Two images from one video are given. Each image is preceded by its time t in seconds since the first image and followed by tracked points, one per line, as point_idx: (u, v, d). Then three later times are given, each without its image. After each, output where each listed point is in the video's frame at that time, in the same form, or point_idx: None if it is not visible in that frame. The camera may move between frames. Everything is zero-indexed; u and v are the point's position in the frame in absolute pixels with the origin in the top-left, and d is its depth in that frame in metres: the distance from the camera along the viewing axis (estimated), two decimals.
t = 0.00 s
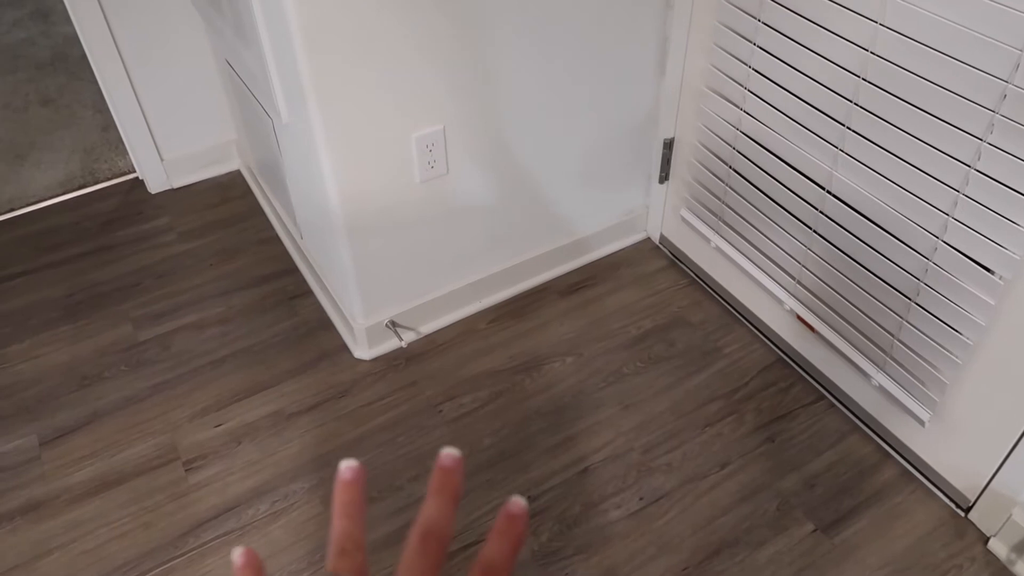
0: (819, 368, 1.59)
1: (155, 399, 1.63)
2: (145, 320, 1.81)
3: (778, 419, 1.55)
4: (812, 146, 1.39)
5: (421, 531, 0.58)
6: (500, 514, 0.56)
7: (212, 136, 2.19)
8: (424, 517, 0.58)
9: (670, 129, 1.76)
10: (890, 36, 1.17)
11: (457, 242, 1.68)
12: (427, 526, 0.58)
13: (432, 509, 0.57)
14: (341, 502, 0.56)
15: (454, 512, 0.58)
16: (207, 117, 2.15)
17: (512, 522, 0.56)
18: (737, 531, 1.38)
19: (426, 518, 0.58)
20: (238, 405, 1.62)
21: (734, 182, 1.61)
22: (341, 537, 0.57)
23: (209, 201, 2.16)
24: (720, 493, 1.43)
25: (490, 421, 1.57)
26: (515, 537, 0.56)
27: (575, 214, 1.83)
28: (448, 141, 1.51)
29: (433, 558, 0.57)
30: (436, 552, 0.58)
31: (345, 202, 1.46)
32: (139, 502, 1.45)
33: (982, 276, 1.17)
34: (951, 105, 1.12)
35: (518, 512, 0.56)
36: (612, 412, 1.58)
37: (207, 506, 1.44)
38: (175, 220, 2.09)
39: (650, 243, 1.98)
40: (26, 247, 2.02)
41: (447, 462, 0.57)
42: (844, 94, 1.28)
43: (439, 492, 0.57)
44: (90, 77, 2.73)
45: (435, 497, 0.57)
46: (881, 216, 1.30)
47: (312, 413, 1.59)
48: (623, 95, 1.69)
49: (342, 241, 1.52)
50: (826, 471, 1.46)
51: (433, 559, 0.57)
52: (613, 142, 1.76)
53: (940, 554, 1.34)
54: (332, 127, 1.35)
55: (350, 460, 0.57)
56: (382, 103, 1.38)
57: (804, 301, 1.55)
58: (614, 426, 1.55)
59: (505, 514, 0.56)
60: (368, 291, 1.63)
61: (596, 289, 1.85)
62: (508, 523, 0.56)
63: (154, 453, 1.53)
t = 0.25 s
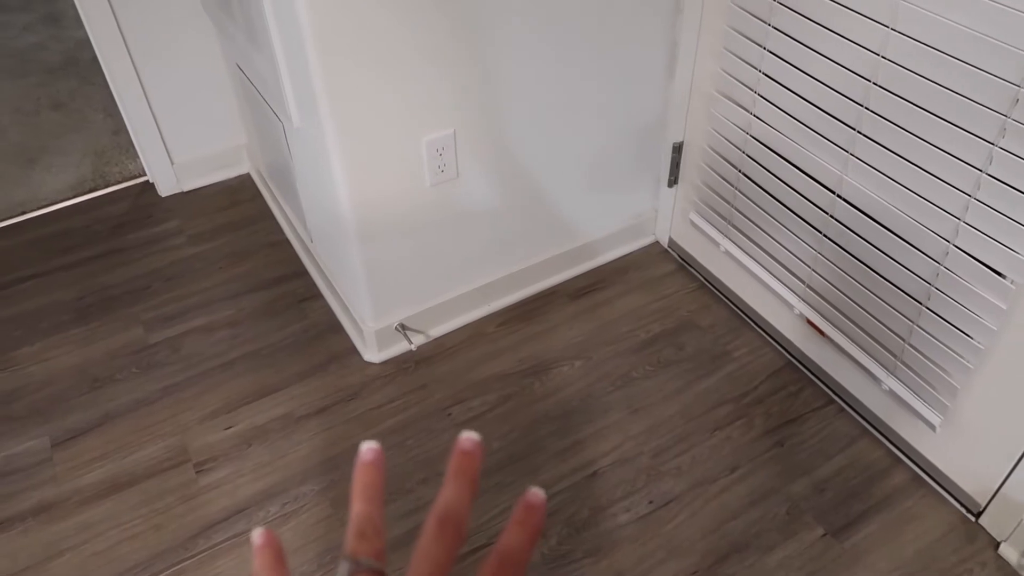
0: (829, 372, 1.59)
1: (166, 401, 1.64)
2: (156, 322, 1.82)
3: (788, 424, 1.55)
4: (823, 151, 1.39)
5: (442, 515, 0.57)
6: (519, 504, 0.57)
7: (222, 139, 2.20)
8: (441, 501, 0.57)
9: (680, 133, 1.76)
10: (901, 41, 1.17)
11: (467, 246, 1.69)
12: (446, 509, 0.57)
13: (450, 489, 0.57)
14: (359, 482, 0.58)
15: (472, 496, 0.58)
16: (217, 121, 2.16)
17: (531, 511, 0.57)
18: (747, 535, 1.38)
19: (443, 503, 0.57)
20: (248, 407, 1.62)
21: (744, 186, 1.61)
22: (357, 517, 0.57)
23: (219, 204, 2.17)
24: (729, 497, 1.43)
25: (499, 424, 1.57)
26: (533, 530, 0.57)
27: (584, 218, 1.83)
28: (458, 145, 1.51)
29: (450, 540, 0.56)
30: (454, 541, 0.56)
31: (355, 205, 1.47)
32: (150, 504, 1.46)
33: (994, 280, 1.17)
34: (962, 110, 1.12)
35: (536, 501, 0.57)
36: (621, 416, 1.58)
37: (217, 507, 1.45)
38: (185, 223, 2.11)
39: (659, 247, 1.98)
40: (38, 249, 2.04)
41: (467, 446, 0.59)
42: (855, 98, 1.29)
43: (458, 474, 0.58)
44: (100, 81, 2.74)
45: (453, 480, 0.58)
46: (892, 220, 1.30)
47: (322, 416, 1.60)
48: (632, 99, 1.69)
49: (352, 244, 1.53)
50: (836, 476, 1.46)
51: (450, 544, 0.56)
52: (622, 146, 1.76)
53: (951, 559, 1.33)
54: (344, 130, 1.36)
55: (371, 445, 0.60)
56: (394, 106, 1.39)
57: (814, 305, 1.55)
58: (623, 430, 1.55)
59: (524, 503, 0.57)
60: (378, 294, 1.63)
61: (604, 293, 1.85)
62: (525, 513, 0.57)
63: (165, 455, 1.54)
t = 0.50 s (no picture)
0: (838, 375, 1.59)
1: (176, 403, 1.65)
2: (166, 324, 1.83)
3: (797, 427, 1.54)
4: (832, 154, 1.38)
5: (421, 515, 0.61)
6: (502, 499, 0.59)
7: (232, 143, 2.22)
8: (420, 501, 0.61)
9: (688, 136, 1.76)
10: (910, 44, 1.17)
11: (475, 249, 1.69)
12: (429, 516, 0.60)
13: (431, 493, 0.60)
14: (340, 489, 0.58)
15: (453, 493, 0.61)
16: (227, 124, 2.17)
17: (513, 509, 0.59)
18: (756, 538, 1.37)
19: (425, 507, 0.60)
20: (257, 409, 1.63)
21: (752, 189, 1.61)
22: (339, 529, 0.57)
23: (229, 207, 2.18)
24: (739, 501, 1.43)
25: (507, 427, 1.57)
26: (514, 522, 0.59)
27: (592, 221, 1.83)
28: (467, 148, 1.52)
29: (433, 539, 0.60)
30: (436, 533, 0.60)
31: (365, 208, 1.47)
32: (160, 505, 1.46)
33: (1004, 283, 1.16)
34: (973, 113, 1.12)
35: (518, 498, 0.59)
36: (630, 419, 1.58)
37: (227, 509, 1.45)
38: (196, 226, 2.12)
39: (667, 250, 1.98)
40: (49, 252, 2.05)
41: (445, 447, 0.61)
42: (864, 101, 1.28)
43: (442, 481, 0.60)
44: (112, 85, 2.76)
45: (433, 479, 0.61)
46: (901, 223, 1.30)
47: (331, 418, 1.60)
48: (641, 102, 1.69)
49: (361, 247, 1.54)
50: (846, 480, 1.45)
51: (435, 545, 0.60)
52: (631, 149, 1.76)
53: (962, 563, 1.33)
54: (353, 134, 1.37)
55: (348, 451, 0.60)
56: (403, 110, 1.39)
57: (823, 308, 1.55)
58: (631, 433, 1.55)
59: (506, 499, 0.59)
60: (387, 296, 1.64)
61: (613, 296, 1.85)
62: (507, 508, 0.59)
63: (175, 457, 1.54)
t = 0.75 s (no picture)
0: (843, 375, 1.58)
1: (181, 410, 1.65)
2: (170, 332, 1.83)
3: (803, 428, 1.54)
4: (835, 152, 1.38)
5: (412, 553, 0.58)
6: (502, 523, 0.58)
7: (234, 149, 2.22)
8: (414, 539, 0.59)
9: (690, 136, 1.76)
10: (912, 42, 1.17)
11: (478, 252, 1.69)
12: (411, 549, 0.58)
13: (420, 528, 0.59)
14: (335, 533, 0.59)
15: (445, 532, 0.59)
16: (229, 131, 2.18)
17: (513, 531, 0.57)
18: (762, 539, 1.37)
19: (413, 541, 0.59)
20: (262, 415, 1.63)
21: (755, 189, 1.60)
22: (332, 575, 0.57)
23: (232, 213, 2.18)
24: (744, 502, 1.42)
25: (511, 430, 1.57)
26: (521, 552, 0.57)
27: (595, 223, 1.83)
28: (468, 152, 1.52)
29: None
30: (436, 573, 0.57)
31: (366, 212, 1.47)
32: (164, 512, 1.46)
33: (1009, 281, 1.16)
34: (975, 109, 1.12)
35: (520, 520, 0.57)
36: (634, 422, 1.57)
37: (232, 516, 1.45)
38: (199, 233, 2.12)
39: (670, 251, 1.98)
40: (53, 261, 2.06)
41: (436, 476, 0.61)
42: (866, 100, 1.28)
43: (427, 511, 0.60)
44: (114, 93, 2.77)
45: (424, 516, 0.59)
46: (905, 221, 1.30)
47: (335, 424, 1.60)
48: (642, 104, 1.69)
49: (364, 252, 1.54)
50: (852, 480, 1.45)
51: None
52: (632, 150, 1.76)
53: (970, 563, 1.32)
54: (354, 138, 1.37)
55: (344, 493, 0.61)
56: (404, 115, 1.39)
57: (827, 308, 1.54)
58: (636, 435, 1.55)
59: (506, 522, 0.57)
60: (390, 301, 1.64)
61: (616, 298, 1.85)
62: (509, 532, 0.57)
63: (180, 464, 1.55)
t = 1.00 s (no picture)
0: (844, 375, 1.58)
1: (183, 412, 1.65)
2: (172, 335, 1.84)
3: (805, 427, 1.54)
4: (835, 152, 1.38)
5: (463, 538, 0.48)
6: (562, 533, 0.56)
7: (235, 153, 2.23)
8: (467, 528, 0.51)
9: (690, 137, 1.76)
10: (911, 41, 1.17)
11: (479, 254, 1.69)
12: (493, 500, 0.39)
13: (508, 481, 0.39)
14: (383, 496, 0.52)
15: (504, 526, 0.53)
16: (231, 134, 2.18)
17: (618, 496, 0.37)
18: (765, 539, 1.37)
19: (494, 496, 0.39)
20: (265, 418, 1.63)
21: (755, 189, 1.61)
22: None
23: (233, 216, 2.19)
24: (747, 502, 1.42)
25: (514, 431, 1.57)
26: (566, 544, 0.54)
27: (596, 224, 1.83)
28: (469, 154, 1.52)
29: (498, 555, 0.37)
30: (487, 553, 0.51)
31: (367, 215, 1.48)
32: (168, 515, 1.47)
33: (1010, 279, 1.16)
34: (975, 108, 1.12)
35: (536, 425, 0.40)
36: (637, 422, 1.57)
37: (235, 518, 1.46)
38: (200, 236, 2.12)
39: (671, 251, 1.98)
40: (56, 265, 2.06)
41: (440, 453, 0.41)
42: (866, 99, 1.28)
43: (517, 462, 0.40)
44: (115, 97, 2.78)
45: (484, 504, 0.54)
46: (905, 220, 1.30)
47: (338, 425, 1.60)
48: (642, 105, 1.69)
49: (365, 254, 1.54)
50: (855, 479, 1.45)
51: (506, 541, 0.38)
52: (633, 151, 1.76)
53: (972, 561, 1.32)
54: (355, 141, 1.37)
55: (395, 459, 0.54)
56: (405, 117, 1.40)
57: (829, 307, 1.55)
58: (638, 436, 1.55)
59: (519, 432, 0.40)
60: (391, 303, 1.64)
61: (617, 299, 1.85)
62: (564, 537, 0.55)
63: (183, 466, 1.55)
